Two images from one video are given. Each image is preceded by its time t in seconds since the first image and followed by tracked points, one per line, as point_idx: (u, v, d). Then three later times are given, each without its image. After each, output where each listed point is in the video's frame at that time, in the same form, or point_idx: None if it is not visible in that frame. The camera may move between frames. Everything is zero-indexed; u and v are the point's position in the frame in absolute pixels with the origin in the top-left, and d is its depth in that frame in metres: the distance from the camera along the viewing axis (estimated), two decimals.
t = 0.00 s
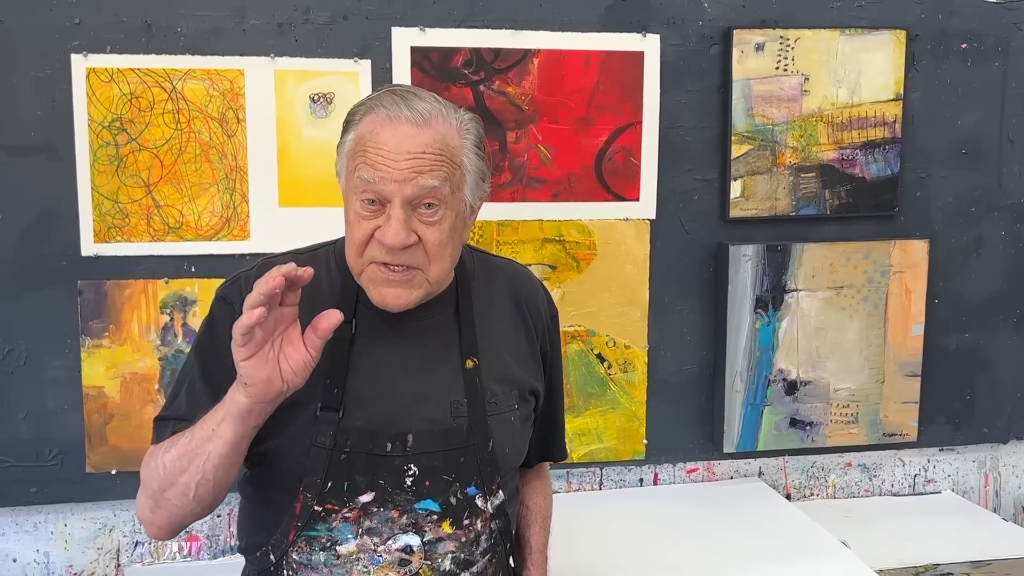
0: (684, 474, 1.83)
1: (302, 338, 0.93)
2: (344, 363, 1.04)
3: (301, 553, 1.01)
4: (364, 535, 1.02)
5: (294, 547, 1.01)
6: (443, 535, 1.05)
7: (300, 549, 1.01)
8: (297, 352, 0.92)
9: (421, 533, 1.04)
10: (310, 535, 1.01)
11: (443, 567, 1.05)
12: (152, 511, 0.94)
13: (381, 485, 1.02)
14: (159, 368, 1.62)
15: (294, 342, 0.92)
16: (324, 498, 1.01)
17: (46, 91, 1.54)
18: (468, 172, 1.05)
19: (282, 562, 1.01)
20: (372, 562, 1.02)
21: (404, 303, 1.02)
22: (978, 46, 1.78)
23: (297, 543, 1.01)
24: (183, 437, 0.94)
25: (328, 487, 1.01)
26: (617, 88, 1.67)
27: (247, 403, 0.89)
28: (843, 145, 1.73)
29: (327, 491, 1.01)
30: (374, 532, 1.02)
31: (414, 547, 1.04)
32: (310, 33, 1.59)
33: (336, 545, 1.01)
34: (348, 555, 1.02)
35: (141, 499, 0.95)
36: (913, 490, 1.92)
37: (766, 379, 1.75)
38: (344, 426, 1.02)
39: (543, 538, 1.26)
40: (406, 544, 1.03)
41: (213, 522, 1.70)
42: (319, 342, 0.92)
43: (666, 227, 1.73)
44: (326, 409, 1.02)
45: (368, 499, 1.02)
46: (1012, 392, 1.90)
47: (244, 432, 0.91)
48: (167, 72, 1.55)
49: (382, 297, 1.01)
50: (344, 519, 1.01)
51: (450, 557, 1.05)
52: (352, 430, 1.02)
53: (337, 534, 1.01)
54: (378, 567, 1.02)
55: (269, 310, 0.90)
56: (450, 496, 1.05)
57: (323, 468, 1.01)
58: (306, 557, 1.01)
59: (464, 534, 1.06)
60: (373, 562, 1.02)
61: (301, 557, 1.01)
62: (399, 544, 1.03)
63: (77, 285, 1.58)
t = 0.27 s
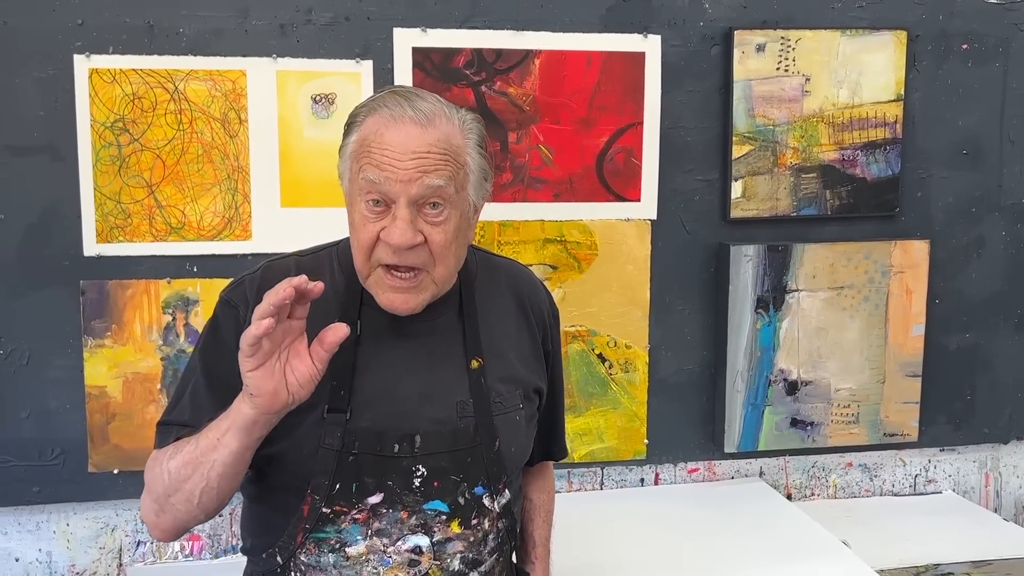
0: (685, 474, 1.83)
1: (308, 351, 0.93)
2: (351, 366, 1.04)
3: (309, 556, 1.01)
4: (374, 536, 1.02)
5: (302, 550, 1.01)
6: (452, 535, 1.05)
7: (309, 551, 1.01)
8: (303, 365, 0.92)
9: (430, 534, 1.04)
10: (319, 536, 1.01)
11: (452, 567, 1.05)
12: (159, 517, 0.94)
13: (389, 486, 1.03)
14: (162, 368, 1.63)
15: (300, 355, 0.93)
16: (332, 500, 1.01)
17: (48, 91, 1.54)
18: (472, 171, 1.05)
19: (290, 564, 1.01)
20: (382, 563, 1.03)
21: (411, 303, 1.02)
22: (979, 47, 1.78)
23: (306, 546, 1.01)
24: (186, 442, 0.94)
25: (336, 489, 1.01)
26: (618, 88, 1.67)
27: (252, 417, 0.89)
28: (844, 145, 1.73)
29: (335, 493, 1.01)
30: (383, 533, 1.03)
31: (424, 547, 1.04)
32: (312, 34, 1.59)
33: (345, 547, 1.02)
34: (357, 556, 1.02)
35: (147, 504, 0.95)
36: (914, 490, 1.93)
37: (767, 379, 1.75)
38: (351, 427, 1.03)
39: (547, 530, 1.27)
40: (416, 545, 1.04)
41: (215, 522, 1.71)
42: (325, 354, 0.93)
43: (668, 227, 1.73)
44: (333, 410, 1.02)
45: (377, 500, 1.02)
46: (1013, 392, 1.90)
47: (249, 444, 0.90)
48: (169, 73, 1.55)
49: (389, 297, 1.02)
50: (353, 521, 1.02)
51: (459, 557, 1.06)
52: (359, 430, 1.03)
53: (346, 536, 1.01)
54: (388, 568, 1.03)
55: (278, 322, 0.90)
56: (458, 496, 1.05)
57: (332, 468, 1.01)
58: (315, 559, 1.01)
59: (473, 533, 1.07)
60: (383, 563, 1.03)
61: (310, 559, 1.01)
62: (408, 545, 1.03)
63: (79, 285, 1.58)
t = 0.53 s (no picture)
0: (686, 474, 1.83)
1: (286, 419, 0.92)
2: (324, 378, 1.03)
3: (293, 570, 1.00)
4: (361, 545, 1.03)
5: (285, 565, 1.00)
6: (437, 537, 1.07)
7: (293, 566, 1.00)
8: (280, 437, 0.91)
9: (416, 538, 1.06)
10: (303, 550, 1.00)
11: (438, 568, 1.08)
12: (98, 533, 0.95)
13: (373, 494, 1.03)
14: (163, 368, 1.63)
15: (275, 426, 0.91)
16: (315, 512, 1.00)
17: (50, 92, 1.54)
18: (452, 182, 1.07)
19: None
20: (371, 571, 1.03)
21: (388, 311, 1.03)
22: (980, 48, 1.78)
23: (286, 562, 1.00)
24: (151, 474, 0.94)
25: (319, 501, 1.00)
26: (619, 89, 1.68)
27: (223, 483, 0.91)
28: (845, 146, 1.73)
29: (318, 505, 1.00)
30: (371, 541, 1.03)
31: (411, 551, 1.05)
32: (313, 35, 1.60)
33: (332, 558, 1.01)
34: (345, 566, 1.02)
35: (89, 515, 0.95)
36: (914, 490, 1.93)
37: (768, 380, 1.75)
38: (331, 438, 1.02)
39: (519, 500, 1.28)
40: (404, 549, 1.05)
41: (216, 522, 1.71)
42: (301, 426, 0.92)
43: (668, 228, 1.73)
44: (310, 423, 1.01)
45: (362, 508, 1.02)
46: (1013, 392, 1.90)
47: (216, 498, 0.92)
48: (171, 74, 1.55)
49: (367, 306, 1.02)
50: (340, 531, 1.01)
51: (444, 558, 1.08)
52: (339, 441, 1.02)
53: (332, 547, 1.01)
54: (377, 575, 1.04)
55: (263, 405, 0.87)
56: (440, 498, 1.07)
57: (312, 484, 1.00)
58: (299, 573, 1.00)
59: (455, 533, 1.09)
60: (373, 570, 1.03)
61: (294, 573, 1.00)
62: (396, 550, 1.05)
63: (81, 285, 1.59)
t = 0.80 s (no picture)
0: (689, 474, 1.83)
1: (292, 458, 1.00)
2: (292, 369, 1.06)
3: (276, 564, 1.01)
4: (344, 529, 1.06)
5: (268, 561, 1.01)
6: (408, 512, 1.13)
7: (276, 560, 1.01)
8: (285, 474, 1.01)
9: (391, 515, 1.10)
10: (286, 543, 1.02)
11: (412, 542, 1.13)
12: (68, 549, 0.95)
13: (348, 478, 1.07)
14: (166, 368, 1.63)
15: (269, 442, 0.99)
16: (297, 504, 1.03)
17: (54, 91, 1.54)
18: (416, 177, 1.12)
19: None
20: (355, 554, 1.06)
21: (356, 301, 1.06)
22: (984, 48, 1.78)
23: (268, 556, 1.01)
24: (135, 498, 0.94)
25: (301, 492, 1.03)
26: (622, 89, 1.68)
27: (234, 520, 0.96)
28: (849, 146, 1.73)
29: (301, 496, 1.03)
30: (353, 524, 1.06)
31: (389, 530, 1.10)
32: (317, 35, 1.59)
33: (316, 546, 1.04)
34: (330, 552, 1.04)
35: (56, 533, 0.94)
36: (918, 491, 1.92)
37: (771, 380, 1.75)
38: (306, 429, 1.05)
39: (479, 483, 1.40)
40: (382, 528, 1.09)
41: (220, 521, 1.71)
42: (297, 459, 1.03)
43: (672, 228, 1.73)
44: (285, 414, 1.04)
45: (341, 494, 1.06)
46: (1017, 393, 1.90)
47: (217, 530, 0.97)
48: (175, 73, 1.55)
49: (337, 296, 1.05)
50: (322, 519, 1.04)
51: (415, 533, 1.14)
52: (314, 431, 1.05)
53: (316, 535, 1.04)
54: (360, 557, 1.06)
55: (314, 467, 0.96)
56: (407, 476, 1.13)
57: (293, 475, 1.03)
58: (284, 566, 1.01)
59: (421, 508, 1.16)
60: (356, 553, 1.06)
61: (277, 567, 1.01)
62: (376, 530, 1.08)
63: (84, 284, 1.59)
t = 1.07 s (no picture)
0: (697, 475, 1.82)
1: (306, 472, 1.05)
2: (292, 359, 1.12)
3: (293, 549, 1.11)
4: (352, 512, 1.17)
5: (284, 547, 1.11)
6: (403, 491, 1.26)
7: (292, 546, 1.11)
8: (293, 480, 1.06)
9: (390, 494, 1.23)
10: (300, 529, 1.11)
11: (408, 516, 1.27)
12: (77, 554, 0.98)
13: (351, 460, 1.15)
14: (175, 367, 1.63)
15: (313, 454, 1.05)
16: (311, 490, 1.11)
17: (64, 90, 1.54)
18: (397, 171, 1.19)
19: (265, 566, 1.10)
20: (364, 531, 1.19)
21: (349, 290, 1.12)
22: (994, 48, 1.77)
23: (282, 543, 1.10)
24: (149, 507, 0.98)
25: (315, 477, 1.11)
26: (632, 89, 1.67)
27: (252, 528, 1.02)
28: (858, 146, 1.73)
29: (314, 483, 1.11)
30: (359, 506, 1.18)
31: (390, 507, 1.23)
32: (326, 34, 1.59)
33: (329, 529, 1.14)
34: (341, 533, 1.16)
35: (66, 540, 0.96)
36: (927, 492, 1.91)
37: (780, 381, 1.74)
38: (309, 415, 1.11)
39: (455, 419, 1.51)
40: (384, 506, 1.22)
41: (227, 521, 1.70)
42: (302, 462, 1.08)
43: (681, 228, 1.73)
44: (288, 402, 1.10)
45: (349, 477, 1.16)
46: None
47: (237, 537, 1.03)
48: (184, 73, 1.55)
49: (331, 286, 1.10)
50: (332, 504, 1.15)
51: (410, 508, 1.27)
52: (317, 417, 1.12)
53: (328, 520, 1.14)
54: (369, 533, 1.20)
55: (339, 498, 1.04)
56: (400, 455, 1.25)
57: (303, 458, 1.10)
58: (301, 550, 1.12)
59: (412, 486, 1.29)
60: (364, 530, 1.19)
61: (295, 551, 1.11)
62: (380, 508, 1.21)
63: (94, 283, 1.59)
